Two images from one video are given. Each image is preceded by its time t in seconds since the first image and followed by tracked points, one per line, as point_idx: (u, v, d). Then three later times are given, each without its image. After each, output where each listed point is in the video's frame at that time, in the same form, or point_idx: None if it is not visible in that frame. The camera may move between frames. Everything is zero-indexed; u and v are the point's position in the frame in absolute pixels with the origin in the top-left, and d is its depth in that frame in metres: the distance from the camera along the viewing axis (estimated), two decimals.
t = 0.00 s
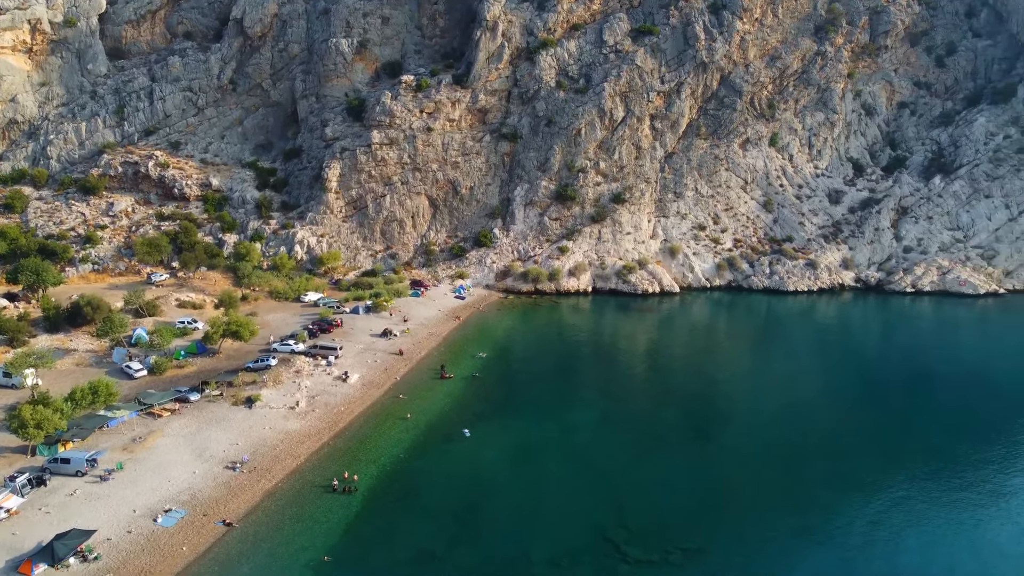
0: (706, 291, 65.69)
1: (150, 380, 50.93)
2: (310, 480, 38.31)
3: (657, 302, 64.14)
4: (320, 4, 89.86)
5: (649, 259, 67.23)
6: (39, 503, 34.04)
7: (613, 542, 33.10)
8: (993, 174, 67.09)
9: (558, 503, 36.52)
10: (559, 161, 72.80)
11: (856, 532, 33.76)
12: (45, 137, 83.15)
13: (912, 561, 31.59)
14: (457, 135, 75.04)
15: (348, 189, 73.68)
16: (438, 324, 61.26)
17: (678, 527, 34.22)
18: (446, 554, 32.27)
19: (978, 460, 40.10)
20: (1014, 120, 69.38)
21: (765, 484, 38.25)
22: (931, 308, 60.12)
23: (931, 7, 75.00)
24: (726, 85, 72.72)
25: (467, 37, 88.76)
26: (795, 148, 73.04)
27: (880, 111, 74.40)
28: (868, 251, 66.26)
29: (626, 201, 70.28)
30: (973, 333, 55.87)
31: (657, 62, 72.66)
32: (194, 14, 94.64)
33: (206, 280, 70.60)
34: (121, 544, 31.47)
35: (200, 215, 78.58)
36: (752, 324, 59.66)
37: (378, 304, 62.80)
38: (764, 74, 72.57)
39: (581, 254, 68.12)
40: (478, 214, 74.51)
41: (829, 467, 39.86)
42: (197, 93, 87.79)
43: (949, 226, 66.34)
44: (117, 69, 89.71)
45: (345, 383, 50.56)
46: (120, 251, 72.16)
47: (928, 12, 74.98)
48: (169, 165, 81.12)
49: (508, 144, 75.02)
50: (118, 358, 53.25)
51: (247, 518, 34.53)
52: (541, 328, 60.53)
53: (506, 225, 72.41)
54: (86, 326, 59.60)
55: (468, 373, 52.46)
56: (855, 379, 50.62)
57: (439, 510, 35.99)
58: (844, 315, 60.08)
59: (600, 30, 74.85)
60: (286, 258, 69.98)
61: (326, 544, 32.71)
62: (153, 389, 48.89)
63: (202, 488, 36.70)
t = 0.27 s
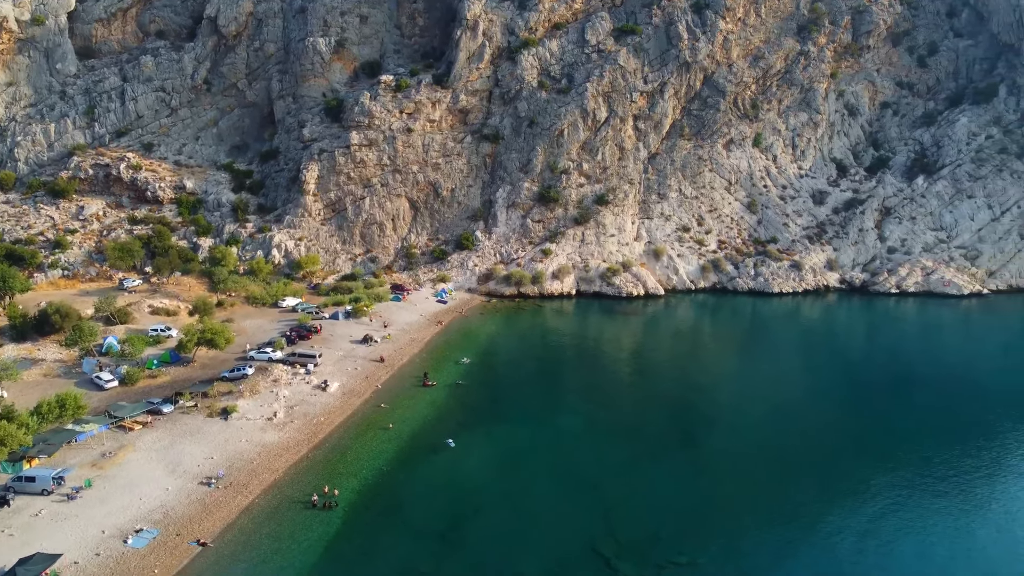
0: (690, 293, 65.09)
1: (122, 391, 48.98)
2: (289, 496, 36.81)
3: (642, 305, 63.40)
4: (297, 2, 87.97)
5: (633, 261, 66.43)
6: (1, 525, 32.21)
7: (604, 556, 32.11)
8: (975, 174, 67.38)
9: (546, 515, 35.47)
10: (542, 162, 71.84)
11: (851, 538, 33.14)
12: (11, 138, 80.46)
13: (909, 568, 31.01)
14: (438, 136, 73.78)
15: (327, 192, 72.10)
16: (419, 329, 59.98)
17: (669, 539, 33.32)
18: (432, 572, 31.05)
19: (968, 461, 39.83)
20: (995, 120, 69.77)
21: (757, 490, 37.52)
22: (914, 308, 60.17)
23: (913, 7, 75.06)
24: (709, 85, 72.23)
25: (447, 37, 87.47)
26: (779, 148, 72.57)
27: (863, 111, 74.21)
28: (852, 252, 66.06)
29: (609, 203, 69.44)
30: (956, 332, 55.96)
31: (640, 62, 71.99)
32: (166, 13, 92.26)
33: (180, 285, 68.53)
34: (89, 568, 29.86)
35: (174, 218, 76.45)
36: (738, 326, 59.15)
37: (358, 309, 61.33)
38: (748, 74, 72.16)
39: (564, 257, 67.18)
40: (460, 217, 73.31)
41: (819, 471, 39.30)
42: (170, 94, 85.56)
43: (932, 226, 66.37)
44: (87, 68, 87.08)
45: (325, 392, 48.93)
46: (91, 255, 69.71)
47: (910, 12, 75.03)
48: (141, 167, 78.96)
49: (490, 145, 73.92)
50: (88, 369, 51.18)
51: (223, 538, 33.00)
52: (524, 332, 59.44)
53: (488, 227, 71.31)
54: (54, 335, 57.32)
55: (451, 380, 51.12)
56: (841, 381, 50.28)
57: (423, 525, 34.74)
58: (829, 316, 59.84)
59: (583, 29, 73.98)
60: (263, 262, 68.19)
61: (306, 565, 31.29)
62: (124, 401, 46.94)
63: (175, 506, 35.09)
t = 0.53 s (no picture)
0: (675, 296, 64.45)
1: (91, 403, 46.97)
2: (266, 512, 35.17)
3: (626, 308, 62.62)
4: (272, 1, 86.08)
5: (617, 263, 65.62)
6: None
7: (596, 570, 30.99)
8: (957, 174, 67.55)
9: (536, 526, 34.42)
10: (524, 163, 70.83)
11: (847, 545, 32.52)
12: None
13: (907, 575, 30.49)
14: (418, 137, 72.47)
15: (304, 194, 70.46)
16: (400, 335, 58.64)
17: (663, 552, 32.29)
18: None
19: (958, 463, 39.59)
20: (976, 120, 69.95)
21: (749, 496, 36.79)
22: (898, 309, 60.18)
23: (894, 7, 75.11)
24: (692, 85, 71.71)
25: (427, 36, 86.15)
26: (762, 149, 72.00)
27: (846, 111, 73.96)
28: (836, 252, 65.82)
29: (592, 205, 68.56)
30: (940, 333, 56.05)
31: (622, 61, 71.28)
32: (138, 11, 89.77)
33: (153, 291, 66.40)
34: None
35: (147, 222, 74.27)
36: (724, 328, 58.64)
37: (337, 315, 59.77)
38: (731, 74, 71.71)
39: (548, 259, 66.17)
40: (441, 219, 72.06)
41: (811, 475, 38.74)
42: (142, 94, 83.34)
43: (916, 226, 66.35)
44: (55, 68, 84.48)
45: (303, 402, 47.10)
46: (60, 261, 67.33)
47: (891, 12, 75.07)
48: (112, 169, 76.67)
49: (471, 146, 72.76)
50: (55, 380, 49.04)
51: (197, 559, 31.39)
52: (508, 337, 58.35)
53: (469, 230, 70.16)
54: (21, 344, 54.96)
55: (434, 388, 49.67)
56: (829, 383, 49.95)
57: (407, 542, 33.38)
58: (814, 318, 59.60)
59: (564, 28, 73.11)
60: (239, 266, 66.32)
61: None
62: (94, 414, 44.95)
63: (147, 526, 33.44)
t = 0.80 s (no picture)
0: (659, 299, 63.75)
1: (59, 417, 44.94)
2: (243, 530, 33.55)
3: (610, 311, 61.80)
4: None
5: (600, 266, 64.75)
6: None
7: None
8: (939, 174, 67.61)
9: (525, 539, 33.36)
10: (505, 165, 69.78)
11: (842, 553, 31.93)
12: None
13: None
14: (397, 138, 71.09)
15: (281, 197, 68.78)
16: (381, 341, 57.24)
17: (657, 562, 31.36)
18: None
19: (948, 465, 39.31)
20: (958, 120, 70.07)
21: (741, 503, 36.06)
22: (882, 310, 60.09)
23: (875, 7, 75.14)
24: (675, 85, 71.11)
25: (406, 35, 84.70)
26: (745, 150, 71.60)
27: (829, 112, 73.76)
28: (820, 254, 65.49)
29: (575, 207, 67.70)
30: (924, 333, 56.05)
31: (604, 61, 70.51)
32: (107, 9, 87.01)
33: (124, 297, 64.26)
34: None
35: (118, 227, 72.06)
36: (709, 331, 58.09)
37: (315, 321, 58.15)
38: (714, 74, 71.21)
39: (530, 262, 65.11)
40: (421, 222, 70.75)
41: (802, 479, 38.15)
42: (113, 95, 81.06)
43: (899, 227, 66.27)
44: (22, 67, 81.86)
45: (281, 413, 45.30)
46: (27, 267, 65.08)
47: (873, 12, 75.08)
48: (82, 172, 74.41)
49: (451, 147, 71.54)
50: (20, 393, 46.79)
51: None
52: (490, 342, 57.22)
53: (450, 233, 68.95)
54: None
55: (415, 396, 48.28)
56: (816, 385, 49.57)
57: (392, 557, 32.09)
58: (799, 320, 59.29)
59: (545, 28, 72.16)
60: (213, 271, 64.49)
61: None
62: (61, 429, 42.88)
63: (115, 548, 31.70)
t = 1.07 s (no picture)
0: (642, 301, 62.99)
1: (22, 432, 42.80)
2: (218, 550, 31.81)
3: (593, 315, 60.88)
4: None
5: (583, 268, 63.82)
6: None
7: None
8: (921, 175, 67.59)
9: (515, 550, 32.24)
10: (486, 166, 68.71)
11: (839, 557, 31.23)
12: None
13: None
14: (376, 139, 69.66)
15: (256, 200, 67.06)
16: (360, 347, 55.80)
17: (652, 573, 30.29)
18: None
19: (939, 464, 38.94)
20: (939, 121, 70.20)
21: (733, 508, 35.27)
22: (866, 311, 59.94)
23: (856, 7, 75.16)
24: (657, 85, 70.50)
25: (383, 34, 83.17)
26: (728, 150, 71.11)
27: (811, 112, 73.53)
28: (803, 255, 65.18)
29: (557, 209, 66.78)
30: (907, 333, 56.00)
31: (586, 61, 69.73)
32: (74, 7, 84.32)
33: (94, 305, 62.06)
34: None
35: (86, 231, 69.77)
36: (693, 333, 57.45)
37: (292, 328, 56.52)
38: (696, 74, 70.65)
39: (513, 265, 64.01)
40: (401, 225, 69.38)
41: (795, 481, 37.47)
42: (81, 95, 78.76)
43: (881, 228, 66.17)
44: None
45: (257, 425, 43.52)
46: None
47: (853, 12, 75.12)
48: (49, 175, 72.12)
49: (431, 149, 70.26)
50: None
51: None
52: (472, 347, 56.02)
53: (430, 236, 67.72)
54: None
55: (396, 406, 46.78)
56: (802, 387, 49.07)
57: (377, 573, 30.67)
58: (783, 321, 58.89)
59: (526, 27, 71.18)
60: (187, 276, 62.61)
61: None
62: (24, 445, 40.66)
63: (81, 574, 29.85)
